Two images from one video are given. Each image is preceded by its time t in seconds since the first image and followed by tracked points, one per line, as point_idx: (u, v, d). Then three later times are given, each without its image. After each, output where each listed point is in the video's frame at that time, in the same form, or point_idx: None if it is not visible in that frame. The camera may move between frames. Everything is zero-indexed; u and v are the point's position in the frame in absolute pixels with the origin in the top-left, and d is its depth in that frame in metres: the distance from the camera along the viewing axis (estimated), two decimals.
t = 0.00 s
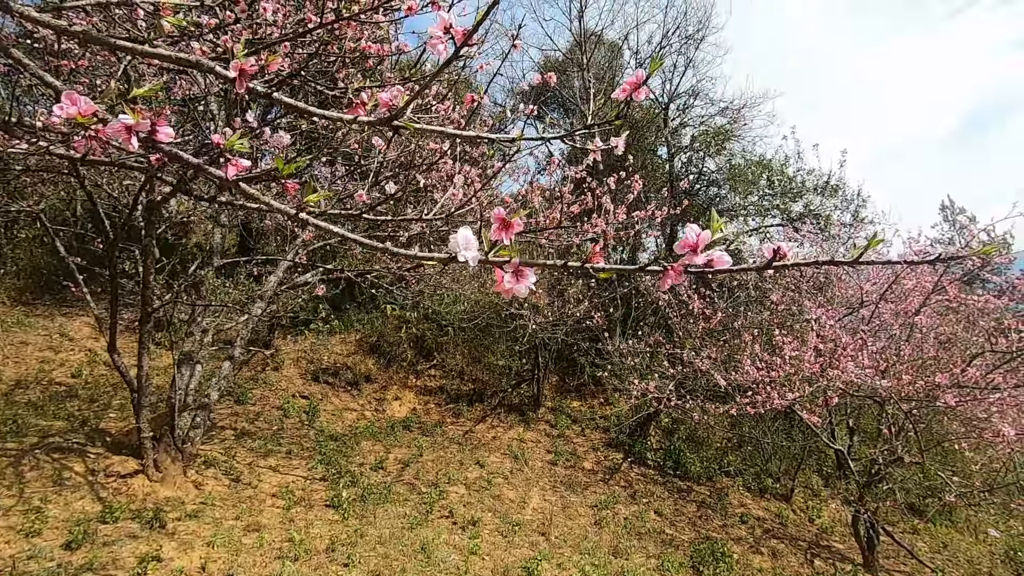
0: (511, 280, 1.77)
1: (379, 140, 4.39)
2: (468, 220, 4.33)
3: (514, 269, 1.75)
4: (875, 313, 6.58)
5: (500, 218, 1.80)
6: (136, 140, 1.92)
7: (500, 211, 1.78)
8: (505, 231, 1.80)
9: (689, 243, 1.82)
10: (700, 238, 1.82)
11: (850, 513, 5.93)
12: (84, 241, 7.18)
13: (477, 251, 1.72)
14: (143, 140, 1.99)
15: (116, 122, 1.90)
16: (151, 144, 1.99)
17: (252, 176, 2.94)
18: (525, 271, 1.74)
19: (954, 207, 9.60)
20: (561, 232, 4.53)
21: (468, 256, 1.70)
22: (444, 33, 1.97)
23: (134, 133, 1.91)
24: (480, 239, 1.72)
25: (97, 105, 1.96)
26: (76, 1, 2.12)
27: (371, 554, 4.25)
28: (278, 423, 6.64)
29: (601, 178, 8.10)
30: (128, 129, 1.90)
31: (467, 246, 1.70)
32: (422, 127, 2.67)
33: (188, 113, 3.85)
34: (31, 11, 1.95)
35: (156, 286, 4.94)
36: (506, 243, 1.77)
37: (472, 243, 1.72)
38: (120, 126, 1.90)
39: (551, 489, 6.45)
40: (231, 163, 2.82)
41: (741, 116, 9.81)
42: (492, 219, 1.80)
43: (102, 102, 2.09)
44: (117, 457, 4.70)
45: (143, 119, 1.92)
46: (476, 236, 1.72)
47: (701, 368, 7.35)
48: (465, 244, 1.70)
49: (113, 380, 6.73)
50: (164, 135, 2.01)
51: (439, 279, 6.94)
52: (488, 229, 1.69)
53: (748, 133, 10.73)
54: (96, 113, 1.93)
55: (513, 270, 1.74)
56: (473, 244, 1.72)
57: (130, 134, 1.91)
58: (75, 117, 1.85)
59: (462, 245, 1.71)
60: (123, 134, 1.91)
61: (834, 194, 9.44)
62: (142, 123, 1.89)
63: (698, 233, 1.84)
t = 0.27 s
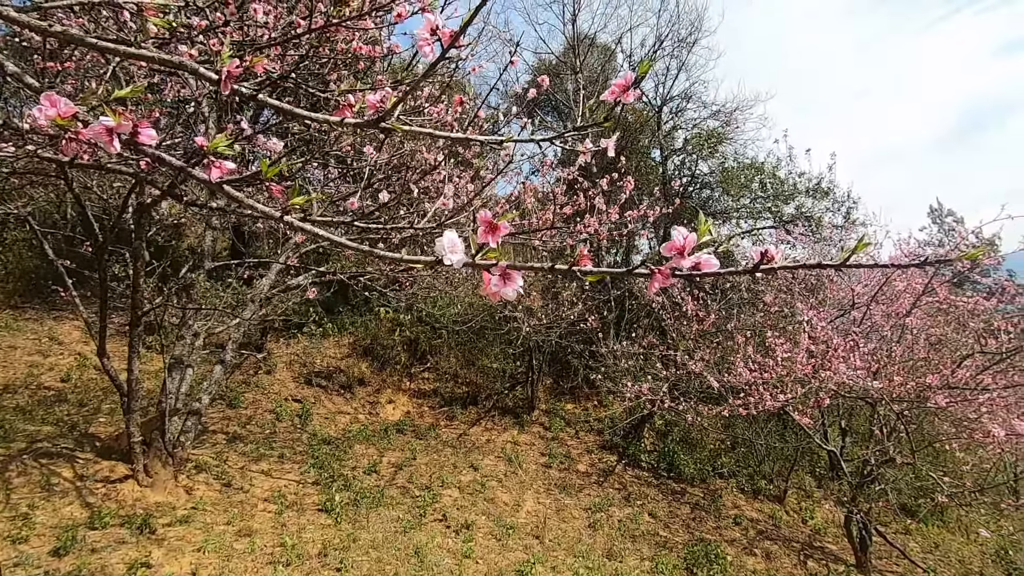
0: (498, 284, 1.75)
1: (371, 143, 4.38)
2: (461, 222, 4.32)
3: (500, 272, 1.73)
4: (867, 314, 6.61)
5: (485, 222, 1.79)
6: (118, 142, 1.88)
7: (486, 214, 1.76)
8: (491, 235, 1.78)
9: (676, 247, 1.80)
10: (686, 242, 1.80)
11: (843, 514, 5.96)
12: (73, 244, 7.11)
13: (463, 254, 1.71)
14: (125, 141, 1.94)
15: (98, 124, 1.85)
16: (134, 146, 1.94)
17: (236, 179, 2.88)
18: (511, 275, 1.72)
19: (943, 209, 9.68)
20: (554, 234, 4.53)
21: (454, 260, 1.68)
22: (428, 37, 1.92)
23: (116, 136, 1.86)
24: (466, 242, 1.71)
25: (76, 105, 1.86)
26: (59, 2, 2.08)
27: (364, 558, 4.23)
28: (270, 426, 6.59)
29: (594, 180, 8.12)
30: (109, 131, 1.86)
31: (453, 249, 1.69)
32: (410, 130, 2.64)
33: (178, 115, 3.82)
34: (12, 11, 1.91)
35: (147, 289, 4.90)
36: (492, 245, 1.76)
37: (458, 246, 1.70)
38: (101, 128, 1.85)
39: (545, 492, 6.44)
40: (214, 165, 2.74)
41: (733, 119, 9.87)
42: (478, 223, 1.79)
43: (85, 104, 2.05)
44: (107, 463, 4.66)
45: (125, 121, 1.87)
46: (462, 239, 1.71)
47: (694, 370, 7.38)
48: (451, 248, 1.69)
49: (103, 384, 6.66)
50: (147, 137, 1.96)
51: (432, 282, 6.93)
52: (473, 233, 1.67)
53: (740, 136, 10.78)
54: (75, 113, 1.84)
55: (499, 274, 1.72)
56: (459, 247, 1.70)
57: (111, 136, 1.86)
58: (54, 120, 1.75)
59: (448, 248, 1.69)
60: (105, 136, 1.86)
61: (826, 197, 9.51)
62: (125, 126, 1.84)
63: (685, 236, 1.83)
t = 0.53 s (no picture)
0: (491, 286, 1.75)
1: (365, 145, 4.37)
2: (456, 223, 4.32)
3: (494, 274, 1.72)
4: (859, 315, 6.65)
5: (479, 225, 1.80)
6: (108, 141, 1.87)
7: (480, 216, 1.78)
8: (484, 237, 1.80)
9: (669, 251, 1.80)
10: (680, 245, 1.80)
11: (837, 514, 5.98)
12: (65, 245, 7.06)
13: (456, 256, 1.70)
14: (113, 139, 1.94)
15: (88, 123, 1.83)
16: (121, 144, 1.94)
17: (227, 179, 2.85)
18: (504, 277, 1.72)
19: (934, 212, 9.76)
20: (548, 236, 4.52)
21: (447, 261, 1.68)
22: (422, 38, 1.92)
23: (106, 135, 1.86)
24: (459, 244, 1.71)
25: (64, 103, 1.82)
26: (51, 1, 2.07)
27: (358, 560, 4.22)
28: (264, 428, 6.56)
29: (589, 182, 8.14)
30: (99, 130, 1.85)
31: (446, 251, 1.69)
32: (402, 131, 2.61)
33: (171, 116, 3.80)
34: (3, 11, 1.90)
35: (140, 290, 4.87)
36: (485, 248, 1.75)
37: (451, 248, 1.70)
38: (91, 127, 1.83)
39: (540, 493, 6.44)
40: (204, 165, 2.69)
41: (727, 122, 9.92)
42: (472, 225, 1.81)
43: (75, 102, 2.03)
44: (99, 465, 4.62)
45: (115, 120, 1.87)
46: (455, 241, 1.71)
47: (689, 371, 7.40)
48: (444, 249, 1.69)
49: (95, 386, 6.62)
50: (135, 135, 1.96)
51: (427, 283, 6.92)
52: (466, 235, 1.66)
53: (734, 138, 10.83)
54: (63, 112, 1.80)
55: (493, 276, 1.72)
56: (452, 249, 1.70)
57: (101, 135, 1.85)
58: (46, 120, 1.71)
59: (441, 250, 1.69)
60: (94, 135, 1.85)
61: (819, 199, 9.56)
62: (116, 125, 1.84)
63: (678, 240, 1.84)
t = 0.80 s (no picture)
0: (487, 279, 1.74)
1: (359, 144, 4.35)
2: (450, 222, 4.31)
3: (489, 267, 1.72)
4: (852, 316, 6.69)
5: (474, 218, 1.81)
6: (97, 134, 1.84)
7: (475, 210, 1.78)
8: (479, 230, 1.80)
9: (665, 241, 1.80)
10: (675, 235, 1.80)
11: (830, 514, 6.01)
12: (55, 244, 6.99)
13: (451, 249, 1.70)
14: (101, 133, 1.90)
15: (76, 116, 1.80)
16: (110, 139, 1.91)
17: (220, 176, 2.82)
18: (499, 270, 1.71)
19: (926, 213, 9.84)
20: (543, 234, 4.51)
21: (441, 254, 1.67)
22: (416, 34, 1.92)
23: (95, 128, 1.82)
24: (454, 237, 1.71)
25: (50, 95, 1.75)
26: None
27: (351, 561, 4.21)
28: (257, 429, 6.53)
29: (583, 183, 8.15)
30: (88, 123, 1.81)
31: (440, 244, 1.69)
32: (395, 129, 2.59)
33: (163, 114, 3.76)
34: None
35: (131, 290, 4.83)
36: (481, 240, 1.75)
37: (446, 241, 1.70)
38: (80, 119, 1.80)
39: (534, 494, 6.43)
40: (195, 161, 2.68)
41: (720, 123, 9.96)
42: (467, 219, 1.81)
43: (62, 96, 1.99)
44: (89, 467, 4.58)
45: (104, 113, 1.83)
46: (450, 234, 1.71)
47: (683, 371, 7.42)
48: (439, 242, 1.69)
49: (86, 387, 6.55)
50: (125, 130, 1.94)
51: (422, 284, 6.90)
52: (461, 227, 1.66)
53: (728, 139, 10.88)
54: (51, 104, 1.74)
55: (488, 269, 1.72)
56: (447, 242, 1.70)
57: (90, 128, 1.82)
58: (35, 112, 1.65)
59: (436, 243, 1.70)
60: (82, 129, 1.81)
61: (812, 200, 9.61)
62: (105, 118, 1.81)
63: (673, 231, 1.84)
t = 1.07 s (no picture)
0: (479, 277, 1.74)
1: (353, 139, 4.33)
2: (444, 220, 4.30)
3: (482, 266, 1.72)
4: (844, 315, 6.73)
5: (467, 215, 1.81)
6: (87, 125, 1.83)
7: (468, 207, 1.78)
8: (472, 228, 1.80)
9: (657, 243, 1.80)
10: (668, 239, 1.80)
11: (821, 512, 6.04)
12: (45, 241, 6.92)
13: (443, 246, 1.70)
14: (93, 123, 1.89)
15: (66, 106, 1.78)
16: (101, 130, 1.90)
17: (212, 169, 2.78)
18: (492, 268, 1.71)
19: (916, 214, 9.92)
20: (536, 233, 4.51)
21: (433, 252, 1.67)
22: (411, 26, 1.91)
23: (85, 119, 1.81)
24: (446, 235, 1.71)
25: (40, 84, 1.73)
26: None
27: (345, 559, 4.20)
28: (250, 427, 6.50)
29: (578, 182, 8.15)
30: (79, 114, 1.80)
31: (433, 242, 1.69)
32: (388, 122, 2.56)
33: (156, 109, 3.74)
34: None
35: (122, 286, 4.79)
36: (473, 238, 1.75)
37: (438, 239, 1.70)
38: (70, 109, 1.78)
39: (528, 492, 6.44)
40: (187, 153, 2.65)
41: (715, 123, 9.99)
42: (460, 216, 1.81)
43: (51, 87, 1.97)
44: (79, 465, 4.54)
45: (95, 103, 1.81)
46: (442, 231, 1.71)
47: (676, 370, 7.44)
48: (431, 240, 1.69)
49: (76, 385, 6.50)
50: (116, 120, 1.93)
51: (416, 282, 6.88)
52: (453, 225, 1.66)
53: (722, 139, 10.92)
54: (41, 94, 1.71)
55: (480, 267, 1.71)
56: (439, 239, 1.70)
57: (80, 119, 1.80)
58: (25, 102, 1.63)
59: (429, 240, 1.70)
60: (73, 119, 1.80)
61: (806, 199, 9.66)
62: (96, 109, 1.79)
63: (665, 233, 1.84)
